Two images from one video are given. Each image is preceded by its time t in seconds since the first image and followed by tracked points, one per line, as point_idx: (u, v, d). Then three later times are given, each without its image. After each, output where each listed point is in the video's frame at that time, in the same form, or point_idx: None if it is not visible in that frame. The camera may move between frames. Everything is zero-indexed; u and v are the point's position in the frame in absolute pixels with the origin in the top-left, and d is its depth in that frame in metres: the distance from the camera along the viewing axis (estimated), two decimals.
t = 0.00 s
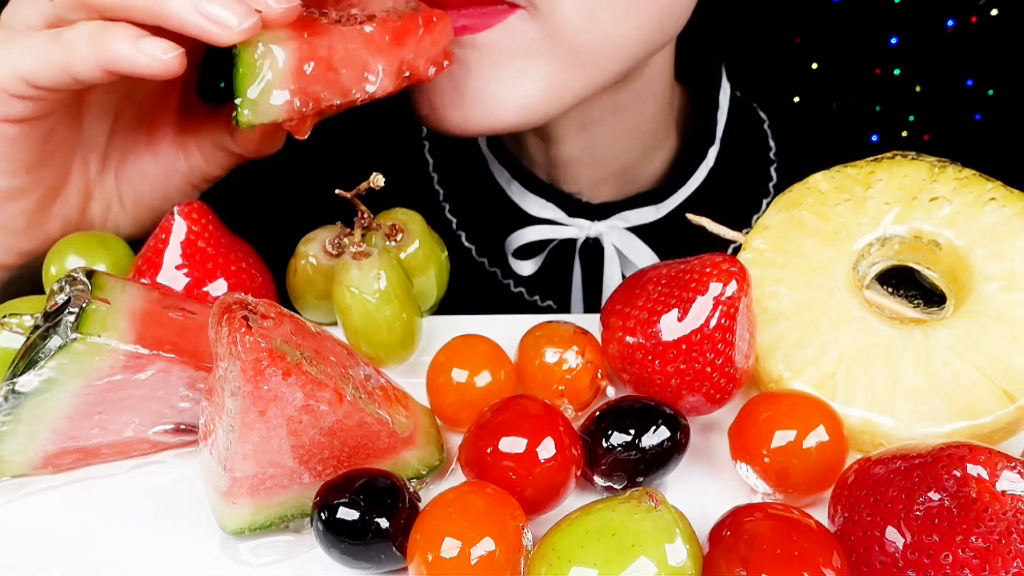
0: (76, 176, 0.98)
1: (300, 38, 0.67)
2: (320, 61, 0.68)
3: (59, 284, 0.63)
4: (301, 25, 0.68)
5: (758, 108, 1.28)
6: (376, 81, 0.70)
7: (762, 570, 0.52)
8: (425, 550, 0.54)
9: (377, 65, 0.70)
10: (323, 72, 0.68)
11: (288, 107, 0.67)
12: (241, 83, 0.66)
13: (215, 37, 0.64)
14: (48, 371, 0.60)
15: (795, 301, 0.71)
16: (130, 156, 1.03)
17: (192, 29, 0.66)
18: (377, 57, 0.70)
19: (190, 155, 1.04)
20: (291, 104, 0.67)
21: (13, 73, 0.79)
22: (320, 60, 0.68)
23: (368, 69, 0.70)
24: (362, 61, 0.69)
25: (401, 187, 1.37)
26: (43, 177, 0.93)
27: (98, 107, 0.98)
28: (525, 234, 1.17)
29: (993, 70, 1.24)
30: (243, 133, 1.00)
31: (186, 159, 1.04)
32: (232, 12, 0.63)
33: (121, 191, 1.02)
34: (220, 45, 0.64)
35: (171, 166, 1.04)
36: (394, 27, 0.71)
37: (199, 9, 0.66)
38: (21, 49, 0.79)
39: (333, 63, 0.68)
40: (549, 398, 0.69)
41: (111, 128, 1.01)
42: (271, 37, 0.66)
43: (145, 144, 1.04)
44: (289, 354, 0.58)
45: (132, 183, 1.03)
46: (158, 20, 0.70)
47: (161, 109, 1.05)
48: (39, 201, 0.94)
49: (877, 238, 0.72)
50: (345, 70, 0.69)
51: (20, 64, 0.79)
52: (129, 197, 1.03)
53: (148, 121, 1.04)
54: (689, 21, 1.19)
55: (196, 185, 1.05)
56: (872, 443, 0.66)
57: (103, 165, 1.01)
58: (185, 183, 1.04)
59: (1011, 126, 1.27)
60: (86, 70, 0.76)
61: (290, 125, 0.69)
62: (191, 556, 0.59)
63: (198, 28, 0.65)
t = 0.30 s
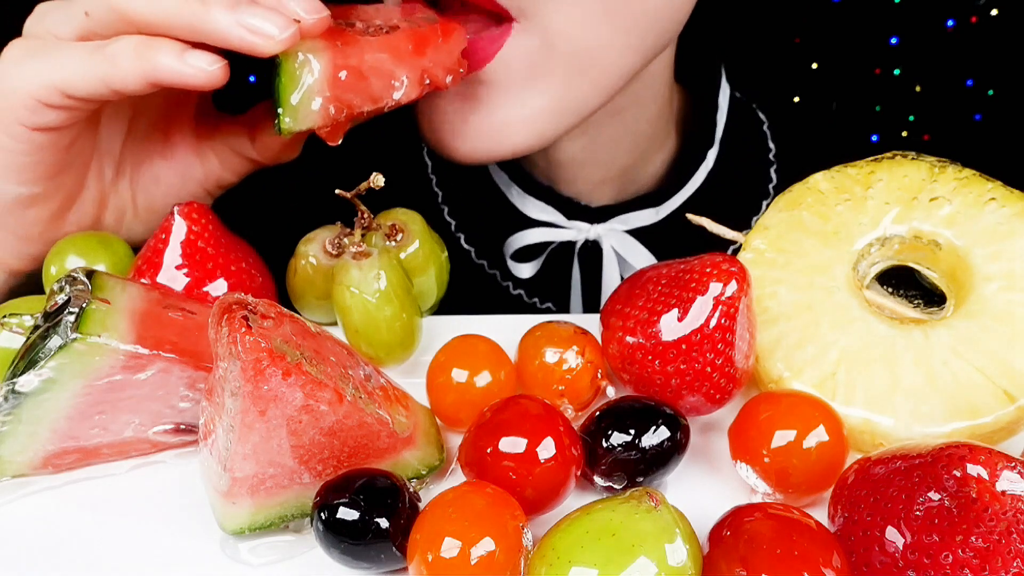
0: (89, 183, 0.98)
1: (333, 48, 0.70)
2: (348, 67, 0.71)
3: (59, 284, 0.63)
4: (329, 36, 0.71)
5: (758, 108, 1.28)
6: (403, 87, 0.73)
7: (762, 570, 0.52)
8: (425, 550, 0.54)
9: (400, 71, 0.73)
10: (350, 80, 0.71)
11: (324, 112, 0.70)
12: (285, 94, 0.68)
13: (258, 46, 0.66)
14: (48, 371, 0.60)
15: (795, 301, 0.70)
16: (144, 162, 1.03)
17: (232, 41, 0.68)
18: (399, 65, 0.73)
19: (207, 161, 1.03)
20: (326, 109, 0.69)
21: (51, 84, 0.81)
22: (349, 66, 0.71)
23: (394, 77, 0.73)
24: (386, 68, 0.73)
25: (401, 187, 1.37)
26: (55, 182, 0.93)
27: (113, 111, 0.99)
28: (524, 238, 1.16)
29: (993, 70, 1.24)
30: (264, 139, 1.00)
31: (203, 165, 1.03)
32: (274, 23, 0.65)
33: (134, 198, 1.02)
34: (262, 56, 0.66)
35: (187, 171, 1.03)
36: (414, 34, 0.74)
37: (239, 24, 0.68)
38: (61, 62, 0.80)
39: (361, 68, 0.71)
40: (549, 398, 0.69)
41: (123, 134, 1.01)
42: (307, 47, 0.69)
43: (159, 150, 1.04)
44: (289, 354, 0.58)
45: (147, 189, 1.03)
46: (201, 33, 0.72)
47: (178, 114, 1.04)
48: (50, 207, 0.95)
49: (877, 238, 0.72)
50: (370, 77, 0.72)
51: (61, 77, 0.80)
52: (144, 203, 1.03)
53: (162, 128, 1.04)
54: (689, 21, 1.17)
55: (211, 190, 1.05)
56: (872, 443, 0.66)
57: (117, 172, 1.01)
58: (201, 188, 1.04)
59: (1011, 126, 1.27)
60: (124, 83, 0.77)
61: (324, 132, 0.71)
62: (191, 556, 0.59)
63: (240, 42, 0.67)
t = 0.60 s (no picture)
0: (146, 175, 1.00)
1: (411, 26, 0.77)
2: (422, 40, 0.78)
3: (59, 284, 0.63)
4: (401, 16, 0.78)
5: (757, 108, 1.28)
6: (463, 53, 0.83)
7: (762, 570, 0.52)
8: (425, 550, 0.54)
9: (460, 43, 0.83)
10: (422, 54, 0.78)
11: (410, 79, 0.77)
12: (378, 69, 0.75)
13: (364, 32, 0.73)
14: (48, 371, 0.60)
15: (795, 301, 0.71)
16: (196, 148, 1.05)
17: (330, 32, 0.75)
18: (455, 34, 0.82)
19: (259, 143, 1.07)
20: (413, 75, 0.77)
21: (148, 82, 0.86)
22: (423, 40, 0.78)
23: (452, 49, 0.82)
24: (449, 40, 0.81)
25: (401, 187, 1.37)
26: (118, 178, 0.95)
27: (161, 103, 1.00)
28: (520, 238, 1.16)
29: (993, 70, 1.24)
30: (320, 118, 1.03)
31: (254, 146, 1.07)
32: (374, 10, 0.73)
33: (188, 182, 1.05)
34: (365, 40, 0.74)
35: (239, 154, 1.07)
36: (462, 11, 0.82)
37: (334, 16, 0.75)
38: (153, 62, 0.85)
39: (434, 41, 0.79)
40: (548, 398, 0.69)
41: (173, 123, 1.03)
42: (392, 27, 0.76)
43: (210, 135, 1.06)
44: (289, 354, 0.58)
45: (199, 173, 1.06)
46: (305, 32, 0.79)
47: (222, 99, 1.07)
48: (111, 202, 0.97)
49: (877, 238, 0.72)
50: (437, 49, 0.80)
51: (158, 74, 0.85)
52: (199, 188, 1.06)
53: (210, 113, 1.06)
54: (681, 21, 1.17)
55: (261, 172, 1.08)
56: (872, 443, 0.66)
57: (168, 160, 1.03)
58: (251, 170, 1.08)
59: (1011, 126, 1.27)
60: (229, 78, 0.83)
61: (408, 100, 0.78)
62: (191, 556, 0.59)
63: (340, 30, 0.74)
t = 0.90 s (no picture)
0: (147, 173, 1.01)
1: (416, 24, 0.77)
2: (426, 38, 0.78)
3: (59, 284, 0.63)
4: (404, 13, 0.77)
5: (757, 108, 1.28)
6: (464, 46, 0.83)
7: (762, 570, 0.52)
8: (425, 550, 0.54)
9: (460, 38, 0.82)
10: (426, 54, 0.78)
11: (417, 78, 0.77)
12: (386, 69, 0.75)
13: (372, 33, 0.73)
14: (48, 371, 0.60)
15: (795, 301, 0.70)
16: (196, 146, 1.06)
17: (336, 34, 0.75)
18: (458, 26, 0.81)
19: (258, 139, 1.06)
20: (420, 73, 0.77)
21: (153, 84, 0.86)
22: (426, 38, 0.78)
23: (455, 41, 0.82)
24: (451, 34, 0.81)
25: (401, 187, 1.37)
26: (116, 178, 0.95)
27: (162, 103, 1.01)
28: (520, 238, 1.17)
29: (993, 70, 1.24)
30: (320, 112, 1.02)
31: (255, 143, 1.06)
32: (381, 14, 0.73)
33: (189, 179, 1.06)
34: (372, 41, 0.74)
35: (239, 151, 1.06)
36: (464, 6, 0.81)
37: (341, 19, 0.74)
38: (163, 63, 0.85)
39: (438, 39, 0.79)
40: (549, 398, 0.69)
41: (173, 122, 1.04)
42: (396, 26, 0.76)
43: (211, 132, 1.06)
44: (289, 354, 0.58)
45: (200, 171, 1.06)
46: (311, 37, 0.78)
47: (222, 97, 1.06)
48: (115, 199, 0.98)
49: (877, 238, 0.72)
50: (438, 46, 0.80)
51: (165, 78, 0.85)
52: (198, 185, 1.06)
53: (211, 110, 1.06)
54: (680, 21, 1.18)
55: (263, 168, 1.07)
56: (872, 443, 0.66)
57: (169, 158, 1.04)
58: (253, 166, 1.07)
59: (1011, 126, 1.27)
60: (238, 82, 0.83)
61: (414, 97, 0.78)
62: (191, 556, 0.59)
63: (347, 33, 0.74)
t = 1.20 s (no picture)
0: (148, 172, 1.00)
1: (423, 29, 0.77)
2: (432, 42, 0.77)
3: (59, 284, 0.63)
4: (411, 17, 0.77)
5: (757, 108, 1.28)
6: (468, 49, 0.83)
7: (762, 570, 0.52)
8: (425, 550, 0.54)
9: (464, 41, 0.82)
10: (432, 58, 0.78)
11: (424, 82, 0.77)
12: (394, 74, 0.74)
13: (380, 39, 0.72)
14: (48, 371, 0.60)
15: (795, 301, 0.70)
16: (197, 145, 1.05)
17: (342, 38, 0.74)
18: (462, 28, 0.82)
19: (260, 139, 1.06)
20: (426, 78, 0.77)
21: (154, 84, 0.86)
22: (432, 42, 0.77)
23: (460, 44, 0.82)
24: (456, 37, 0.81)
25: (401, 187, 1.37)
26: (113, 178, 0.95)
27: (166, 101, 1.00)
28: (523, 237, 1.17)
29: (993, 70, 1.24)
30: (323, 113, 1.02)
31: (256, 143, 1.06)
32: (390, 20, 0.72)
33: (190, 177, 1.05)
34: (379, 46, 0.73)
35: (240, 151, 1.06)
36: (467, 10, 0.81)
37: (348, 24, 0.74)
38: (169, 66, 0.85)
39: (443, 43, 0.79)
40: (548, 398, 0.69)
41: (174, 120, 1.02)
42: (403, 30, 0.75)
43: (212, 131, 1.06)
44: (289, 354, 0.58)
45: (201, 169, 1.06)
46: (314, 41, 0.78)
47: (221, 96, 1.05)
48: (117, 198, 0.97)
49: (877, 238, 0.72)
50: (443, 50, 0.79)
51: (165, 79, 0.86)
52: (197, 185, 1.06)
53: (212, 108, 1.05)
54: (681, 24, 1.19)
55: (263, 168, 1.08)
56: (872, 443, 0.66)
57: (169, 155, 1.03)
58: (253, 166, 1.07)
59: (1011, 126, 1.27)
60: (243, 82, 0.84)
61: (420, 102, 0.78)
62: (191, 556, 0.59)
63: (353, 37, 0.73)
